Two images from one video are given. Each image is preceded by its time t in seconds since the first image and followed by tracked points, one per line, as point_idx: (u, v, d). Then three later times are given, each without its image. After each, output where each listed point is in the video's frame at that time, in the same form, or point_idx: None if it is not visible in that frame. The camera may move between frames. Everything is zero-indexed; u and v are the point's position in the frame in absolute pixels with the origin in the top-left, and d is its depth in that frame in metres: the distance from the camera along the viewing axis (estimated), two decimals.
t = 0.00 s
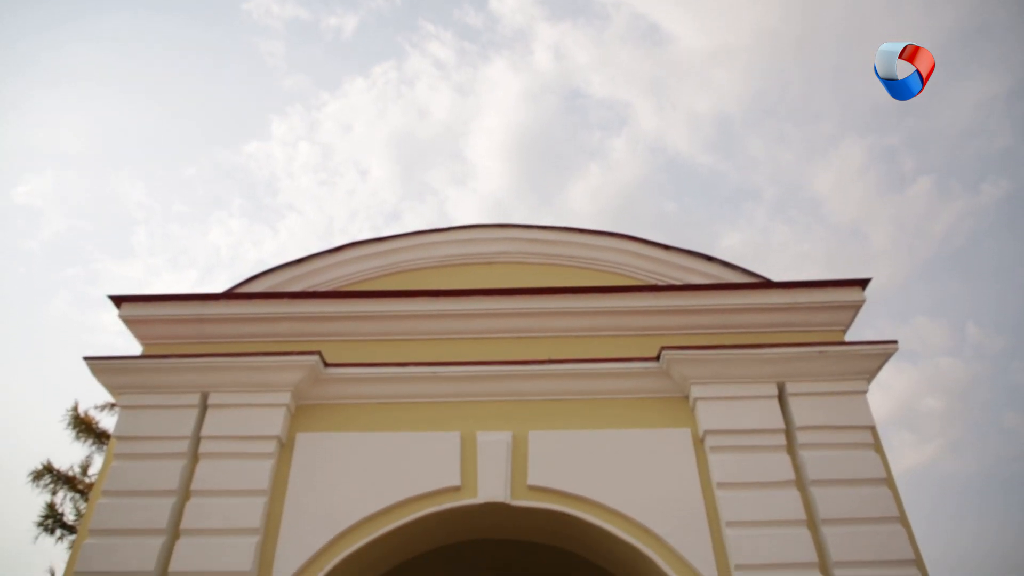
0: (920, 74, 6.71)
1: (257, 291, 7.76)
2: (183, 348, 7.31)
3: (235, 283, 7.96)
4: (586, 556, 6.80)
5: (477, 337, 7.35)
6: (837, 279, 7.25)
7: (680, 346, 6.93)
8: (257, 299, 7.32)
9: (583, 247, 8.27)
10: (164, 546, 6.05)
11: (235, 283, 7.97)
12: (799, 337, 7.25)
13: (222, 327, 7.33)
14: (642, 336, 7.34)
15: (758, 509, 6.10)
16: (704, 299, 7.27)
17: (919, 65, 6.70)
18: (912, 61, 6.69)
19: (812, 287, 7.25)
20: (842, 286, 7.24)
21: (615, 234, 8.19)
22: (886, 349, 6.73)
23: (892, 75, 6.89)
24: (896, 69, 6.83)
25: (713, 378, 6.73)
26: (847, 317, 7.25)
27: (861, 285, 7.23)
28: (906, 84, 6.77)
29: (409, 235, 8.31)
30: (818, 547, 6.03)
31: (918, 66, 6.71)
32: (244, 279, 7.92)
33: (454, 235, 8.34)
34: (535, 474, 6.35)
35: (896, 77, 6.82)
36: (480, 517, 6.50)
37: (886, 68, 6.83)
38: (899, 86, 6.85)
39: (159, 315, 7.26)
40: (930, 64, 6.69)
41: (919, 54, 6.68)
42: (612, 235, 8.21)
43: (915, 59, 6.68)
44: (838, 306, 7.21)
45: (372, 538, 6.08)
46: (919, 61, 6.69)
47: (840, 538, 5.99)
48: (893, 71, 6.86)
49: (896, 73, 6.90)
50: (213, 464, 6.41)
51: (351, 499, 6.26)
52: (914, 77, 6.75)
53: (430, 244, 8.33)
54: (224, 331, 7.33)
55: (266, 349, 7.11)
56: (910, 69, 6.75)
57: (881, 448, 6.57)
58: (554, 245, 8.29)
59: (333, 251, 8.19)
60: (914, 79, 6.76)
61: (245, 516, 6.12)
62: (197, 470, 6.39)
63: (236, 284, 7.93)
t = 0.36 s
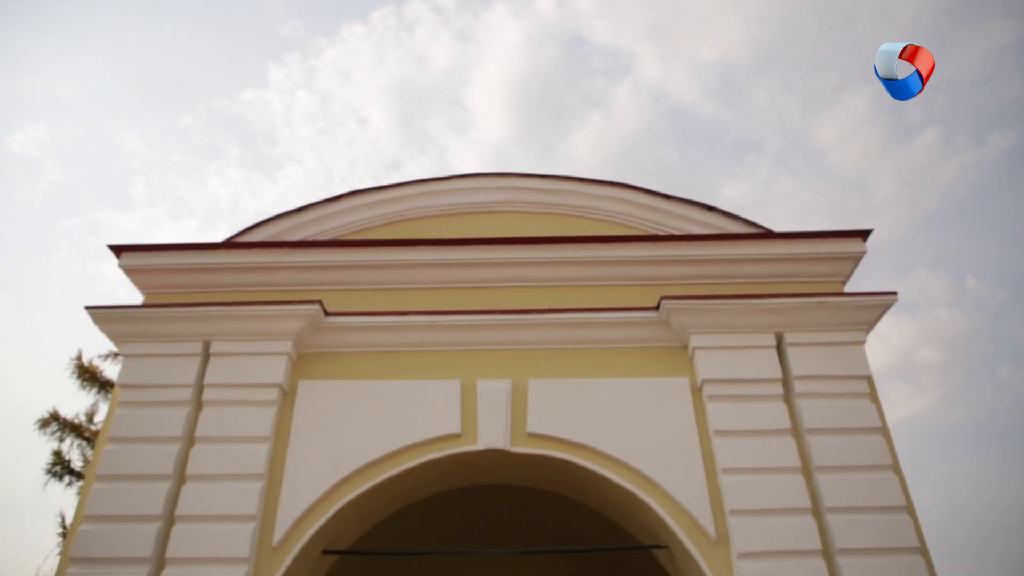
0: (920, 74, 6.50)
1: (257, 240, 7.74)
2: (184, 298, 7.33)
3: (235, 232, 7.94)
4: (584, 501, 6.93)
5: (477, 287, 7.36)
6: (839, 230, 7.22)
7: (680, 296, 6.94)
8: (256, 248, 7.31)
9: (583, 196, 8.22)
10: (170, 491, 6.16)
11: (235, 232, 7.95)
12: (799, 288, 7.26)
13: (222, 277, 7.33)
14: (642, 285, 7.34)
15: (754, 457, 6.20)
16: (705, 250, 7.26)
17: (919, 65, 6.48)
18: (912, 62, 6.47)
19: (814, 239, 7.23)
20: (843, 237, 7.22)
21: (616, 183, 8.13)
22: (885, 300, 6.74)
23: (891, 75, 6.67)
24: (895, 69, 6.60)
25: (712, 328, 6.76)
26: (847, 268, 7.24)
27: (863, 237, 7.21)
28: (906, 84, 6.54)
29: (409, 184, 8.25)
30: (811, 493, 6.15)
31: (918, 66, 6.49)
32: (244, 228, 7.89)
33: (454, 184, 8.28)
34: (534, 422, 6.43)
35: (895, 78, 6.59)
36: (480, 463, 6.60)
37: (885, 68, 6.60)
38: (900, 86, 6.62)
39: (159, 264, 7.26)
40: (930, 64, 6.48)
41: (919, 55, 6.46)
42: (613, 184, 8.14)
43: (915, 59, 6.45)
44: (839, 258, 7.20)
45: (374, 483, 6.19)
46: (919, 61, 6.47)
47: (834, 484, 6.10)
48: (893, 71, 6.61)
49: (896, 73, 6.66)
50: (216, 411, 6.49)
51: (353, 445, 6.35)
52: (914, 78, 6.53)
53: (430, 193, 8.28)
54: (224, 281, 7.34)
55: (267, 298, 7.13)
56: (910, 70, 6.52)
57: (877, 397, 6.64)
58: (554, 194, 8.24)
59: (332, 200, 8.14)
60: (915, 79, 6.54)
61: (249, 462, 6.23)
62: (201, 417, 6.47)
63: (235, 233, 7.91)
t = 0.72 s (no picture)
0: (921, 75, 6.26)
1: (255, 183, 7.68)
2: (183, 242, 7.31)
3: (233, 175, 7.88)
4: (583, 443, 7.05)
5: (477, 231, 7.34)
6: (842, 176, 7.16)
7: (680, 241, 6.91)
8: (254, 192, 7.26)
9: (584, 140, 8.13)
10: (175, 432, 6.26)
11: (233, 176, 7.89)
12: (800, 233, 7.23)
13: (221, 221, 7.30)
14: (643, 230, 7.32)
15: (751, 401, 6.27)
16: (706, 194, 7.21)
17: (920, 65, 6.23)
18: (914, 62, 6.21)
19: (817, 184, 7.17)
20: (846, 183, 7.16)
21: (618, 127, 8.03)
22: (887, 247, 6.73)
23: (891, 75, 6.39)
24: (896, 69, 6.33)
25: (713, 274, 6.76)
26: (849, 214, 7.20)
27: (866, 183, 7.15)
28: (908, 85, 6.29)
29: (408, 126, 8.14)
30: (806, 436, 6.24)
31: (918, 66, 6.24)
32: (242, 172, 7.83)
33: (454, 127, 8.18)
34: (534, 365, 6.49)
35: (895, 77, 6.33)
36: (480, 405, 6.69)
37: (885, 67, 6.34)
38: (901, 87, 6.36)
39: (157, 208, 7.22)
40: (930, 63, 6.24)
41: (919, 54, 6.21)
42: (615, 128, 8.04)
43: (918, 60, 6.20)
44: (841, 204, 7.16)
45: (376, 425, 6.28)
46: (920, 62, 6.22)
47: (829, 428, 6.19)
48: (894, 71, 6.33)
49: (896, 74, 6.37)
50: (218, 355, 6.54)
51: (355, 388, 6.42)
52: (914, 77, 6.29)
53: (430, 135, 8.18)
54: (223, 225, 7.31)
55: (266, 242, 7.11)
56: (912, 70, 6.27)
57: (875, 343, 6.68)
58: (555, 138, 8.15)
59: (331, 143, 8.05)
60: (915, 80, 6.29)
61: (252, 405, 6.30)
62: (203, 360, 6.53)
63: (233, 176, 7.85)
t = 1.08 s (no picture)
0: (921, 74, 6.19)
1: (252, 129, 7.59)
2: (182, 189, 7.26)
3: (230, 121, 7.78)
4: (582, 389, 7.11)
5: (478, 178, 7.28)
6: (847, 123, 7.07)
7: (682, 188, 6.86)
8: (252, 138, 7.18)
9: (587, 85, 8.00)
10: (179, 379, 6.31)
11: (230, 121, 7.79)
12: (803, 181, 7.17)
13: (218, 168, 7.24)
14: (644, 177, 7.25)
15: (749, 349, 6.31)
16: (709, 141, 7.13)
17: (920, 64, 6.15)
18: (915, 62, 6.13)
19: (821, 132, 7.09)
20: (851, 131, 7.08)
21: (620, 72, 7.89)
22: (890, 196, 6.69)
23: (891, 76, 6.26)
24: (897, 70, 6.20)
25: (714, 221, 6.72)
26: (853, 162, 7.14)
27: (872, 130, 7.06)
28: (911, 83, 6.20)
29: (407, 71, 8.00)
30: (803, 383, 6.30)
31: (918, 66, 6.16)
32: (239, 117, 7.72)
33: (454, 71, 8.04)
34: (534, 312, 6.51)
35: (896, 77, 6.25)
36: (480, 352, 6.74)
37: (886, 66, 6.23)
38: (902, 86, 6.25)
39: (155, 154, 7.15)
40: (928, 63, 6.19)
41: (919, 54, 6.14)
42: (617, 73, 7.91)
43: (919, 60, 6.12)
44: (846, 152, 7.09)
45: (376, 371, 6.33)
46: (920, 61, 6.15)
47: (826, 375, 6.25)
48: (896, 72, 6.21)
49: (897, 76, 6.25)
50: (220, 302, 6.56)
51: (355, 334, 6.46)
52: (913, 77, 6.23)
53: (429, 80, 8.05)
54: (221, 171, 7.24)
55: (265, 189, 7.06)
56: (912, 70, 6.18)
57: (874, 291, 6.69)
58: (557, 83, 8.02)
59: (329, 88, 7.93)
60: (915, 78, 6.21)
61: (254, 351, 6.35)
62: (204, 307, 6.54)
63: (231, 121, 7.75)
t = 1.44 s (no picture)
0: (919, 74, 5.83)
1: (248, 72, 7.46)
2: (178, 134, 7.17)
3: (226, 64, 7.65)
4: (582, 335, 7.15)
5: (478, 123, 7.19)
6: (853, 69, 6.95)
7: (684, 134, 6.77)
8: (248, 81, 7.06)
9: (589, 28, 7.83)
10: (180, 325, 6.34)
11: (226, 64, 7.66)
12: (807, 127, 7.09)
13: (215, 112, 7.14)
14: (647, 123, 7.16)
15: (749, 296, 6.32)
16: (713, 86, 7.01)
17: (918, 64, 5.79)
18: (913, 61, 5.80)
19: (827, 77, 6.96)
20: (857, 76, 6.96)
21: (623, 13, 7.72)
22: (894, 143, 6.61)
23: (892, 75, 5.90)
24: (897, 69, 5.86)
25: (717, 167, 6.66)
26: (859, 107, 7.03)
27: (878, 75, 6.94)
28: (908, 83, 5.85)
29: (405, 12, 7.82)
30: (802, 330, 6.32)
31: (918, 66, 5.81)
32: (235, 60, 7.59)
33: (454, 13, 7.86)
34: (534, 258, 6.51)
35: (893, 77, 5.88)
36: (481, 298, 6.76)
37: (882, 66, 5.89)
38: (901, 85, 5.90)
39: (150, 99, 7.05)
40: (930, 64, 5.80)
41: (919, 53, 5.76)
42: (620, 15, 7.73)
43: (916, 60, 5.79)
44: (851, 97, 6.98)
45: (378, 317, 6.36)
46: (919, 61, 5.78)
47: (825, 323, 6.26)
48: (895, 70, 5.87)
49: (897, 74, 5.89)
50: (219, 248, 6.54)
51: (355, 280, 6.46)
52: (913, 78, 5.85)
53: (428, 21, 7.88)
54: (217, 116, 7.15)
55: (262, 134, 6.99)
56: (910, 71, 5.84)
57: (875, 239, 6.67)
58: (558, 25, 7.85)
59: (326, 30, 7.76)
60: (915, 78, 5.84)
61: (254, 297, 6.36)
62: (204, 253, 6.53)
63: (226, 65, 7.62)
